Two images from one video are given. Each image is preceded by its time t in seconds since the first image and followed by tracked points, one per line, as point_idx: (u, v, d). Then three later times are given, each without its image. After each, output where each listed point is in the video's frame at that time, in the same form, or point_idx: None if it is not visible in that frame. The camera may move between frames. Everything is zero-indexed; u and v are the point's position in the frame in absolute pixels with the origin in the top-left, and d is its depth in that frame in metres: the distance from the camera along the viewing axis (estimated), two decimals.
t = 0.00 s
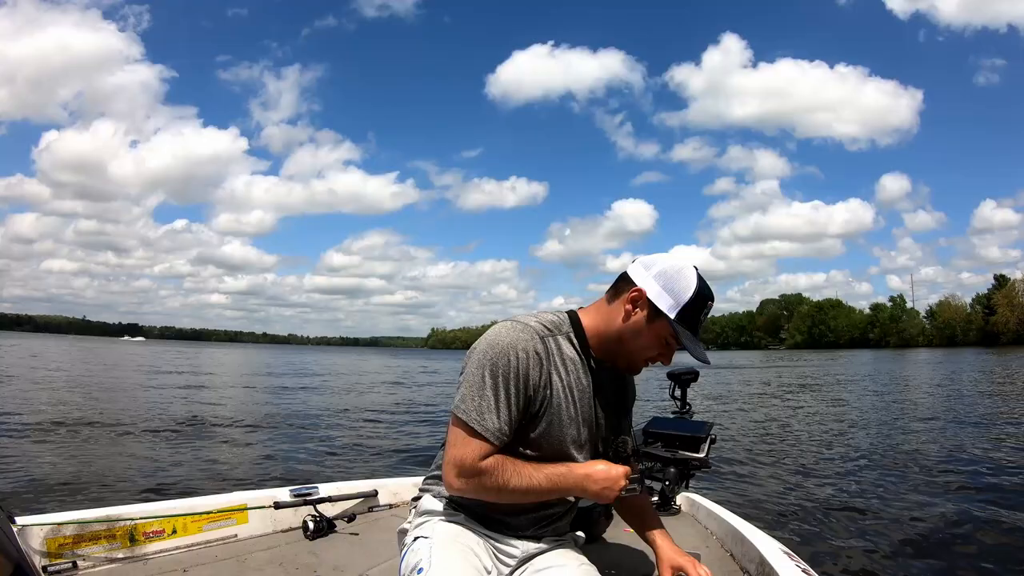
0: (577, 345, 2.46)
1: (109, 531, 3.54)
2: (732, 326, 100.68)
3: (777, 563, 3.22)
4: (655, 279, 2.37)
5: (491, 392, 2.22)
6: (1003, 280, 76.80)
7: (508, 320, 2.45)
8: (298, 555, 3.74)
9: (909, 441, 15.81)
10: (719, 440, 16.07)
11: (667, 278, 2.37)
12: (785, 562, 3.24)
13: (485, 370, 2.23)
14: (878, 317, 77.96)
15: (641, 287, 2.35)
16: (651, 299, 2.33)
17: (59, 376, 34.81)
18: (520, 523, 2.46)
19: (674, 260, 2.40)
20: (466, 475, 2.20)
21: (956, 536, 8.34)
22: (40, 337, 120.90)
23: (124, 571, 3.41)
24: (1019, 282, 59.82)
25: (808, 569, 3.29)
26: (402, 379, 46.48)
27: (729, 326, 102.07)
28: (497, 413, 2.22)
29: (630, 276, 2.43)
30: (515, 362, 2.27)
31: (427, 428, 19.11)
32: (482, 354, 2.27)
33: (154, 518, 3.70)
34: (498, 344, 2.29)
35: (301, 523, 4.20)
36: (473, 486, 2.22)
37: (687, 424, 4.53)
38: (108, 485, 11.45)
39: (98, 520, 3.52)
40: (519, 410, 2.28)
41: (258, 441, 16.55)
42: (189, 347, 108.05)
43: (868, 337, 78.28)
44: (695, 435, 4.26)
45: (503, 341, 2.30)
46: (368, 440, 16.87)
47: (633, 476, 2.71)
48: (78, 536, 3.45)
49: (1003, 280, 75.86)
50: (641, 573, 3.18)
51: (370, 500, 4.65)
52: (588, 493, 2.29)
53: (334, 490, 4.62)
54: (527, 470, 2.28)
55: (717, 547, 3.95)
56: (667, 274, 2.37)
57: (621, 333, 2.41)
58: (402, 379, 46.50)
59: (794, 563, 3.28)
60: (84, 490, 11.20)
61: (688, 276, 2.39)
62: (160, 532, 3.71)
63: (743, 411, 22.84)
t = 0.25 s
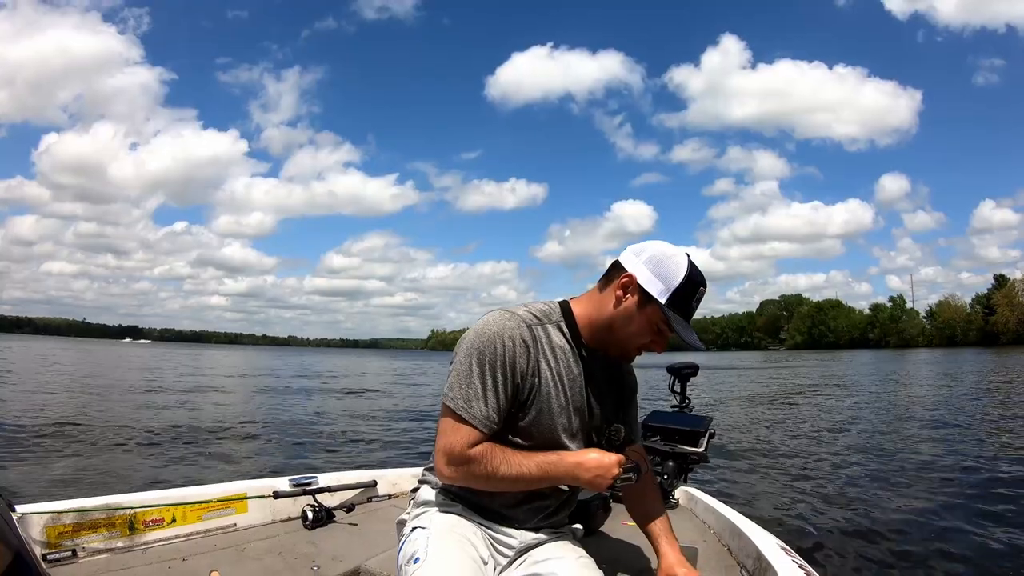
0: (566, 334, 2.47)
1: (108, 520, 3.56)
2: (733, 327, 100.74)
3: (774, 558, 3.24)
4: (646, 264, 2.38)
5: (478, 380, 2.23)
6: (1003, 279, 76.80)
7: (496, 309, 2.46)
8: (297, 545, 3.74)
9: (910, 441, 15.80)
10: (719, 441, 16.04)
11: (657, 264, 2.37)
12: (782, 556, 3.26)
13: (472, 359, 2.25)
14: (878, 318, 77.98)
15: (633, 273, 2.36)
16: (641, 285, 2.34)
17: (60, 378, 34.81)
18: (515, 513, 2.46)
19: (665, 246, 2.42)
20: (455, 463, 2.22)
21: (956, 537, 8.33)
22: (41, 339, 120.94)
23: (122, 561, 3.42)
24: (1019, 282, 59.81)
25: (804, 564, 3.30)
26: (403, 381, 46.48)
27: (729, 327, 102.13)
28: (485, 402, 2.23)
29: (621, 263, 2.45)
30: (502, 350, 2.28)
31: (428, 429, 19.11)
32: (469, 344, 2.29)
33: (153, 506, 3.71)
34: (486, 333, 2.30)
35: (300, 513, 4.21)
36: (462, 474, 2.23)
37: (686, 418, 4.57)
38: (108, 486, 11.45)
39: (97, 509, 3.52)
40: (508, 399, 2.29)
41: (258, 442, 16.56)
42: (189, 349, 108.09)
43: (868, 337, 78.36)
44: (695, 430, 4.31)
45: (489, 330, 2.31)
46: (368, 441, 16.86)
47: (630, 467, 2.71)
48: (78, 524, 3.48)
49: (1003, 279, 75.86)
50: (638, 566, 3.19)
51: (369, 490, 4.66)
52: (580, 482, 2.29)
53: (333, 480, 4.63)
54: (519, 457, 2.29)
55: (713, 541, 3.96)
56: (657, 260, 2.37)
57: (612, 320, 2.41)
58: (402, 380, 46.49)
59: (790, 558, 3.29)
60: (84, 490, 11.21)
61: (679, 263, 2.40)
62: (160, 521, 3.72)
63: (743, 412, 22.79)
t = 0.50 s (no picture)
0: (568, 332, 2.47)
1: (110, 519, 3.55)
2: (732, 329, 100.75)
3: (774, 555, 3.24)
4: (648, 264, 2.38)
5: (479, 379, 2.24)
6: (1002, 279, 76.83)
7: (498, 308, 2.47)
8: (298, 543, 3.74)
9: (911, 442, 15.81)
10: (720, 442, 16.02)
11: (660, 263, 2.38)
12: (783, 553, 3.26)
13: (473, 358, 2.26)
14: (878, 319, 77.97)
15: (635, 272, 2.36)
16: (645, 284, 2.34)
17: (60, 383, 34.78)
18: (517, 512, 2.47)
19: (667, 245, 2.42)
20: (455, 462, 2.23)
21: (958, 537, 8.31)
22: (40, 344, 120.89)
23: (123, 560, 3.41)
24: (1018, 283, 59.78)
25: (805, 562, 3.30)
26: (402, 384, 46.42)
27: (729, 329, 102.12)
28: (485, 401, 2.24)
29: (623, 262, 2.45)
30: (502, 349, 2.29)
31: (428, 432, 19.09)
32: (470, 343, 2.30)
33: (154, 505, 3.70)
34: (487, 333, 2.31)
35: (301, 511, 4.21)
36: (463, 474, 2.24)
37: (687, 415, 4.57)
38: (108, 489, 11.44)
39: (98, 508, 3.52)
40: (509, 398, 2.30)
41: (258, 446, 16.56)
42: (189, 353, 108.07)
43: (868, 338, 78.33)
44: (695, 428, 4.31)
45: (490, 329, 2.32)
46: (368, 444, 16.86)
47: (631, 466, 2.71)
48: (79, 523, 3.47)
49: (1002, 280, 75.87)
50: (640, 563, 3.19)
51: (370, 488, 4.66)
52: (581, 481, 2.29)
53: (334, 478, 4.63)
54: (520, 457, 2.29)
55: (714, 538, 3.96)
56: (661, 259, 2.38)
57: (615, 318, 2.42)
58: (402, 383, 46.43)
59: (791, 555, 3.29)
60: (84, 494, 11.20)
61: (682, 261, 2.40)
62: (161, 520, 3.72)
63: (744, 413, 22.74)
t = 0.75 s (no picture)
0: (570, 338, 2.47)
1: (111, 527, 3.54)
2: (732, 330, 100.80)
3: (777, 556, 3.25)
4: (652, 271, 2.37)
5: (480, 387, 2.25)
6: (1001, 280, 76.92)
7: (499, 314, 2.47)
8: (300, 550, 3.74)
9: (911, 443, 15.84)
10: (720, 444, 16.01)
11: (663, 272, 2.37)
12: (785, 555, 3.27)
13: (474, 365, 2.26)
14: (878, 320, 78.03)
15: (640, 281, 2.35)
16: (649, 293, 2.34)
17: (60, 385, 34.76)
18: (519, 517, 2.47)
19: (670, 251, 2.41)
20: (457, 470, 2.24)
21: (959, 538, 8.32)
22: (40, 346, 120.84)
23: (125, 568, 3.41)
24: (1017, 283, 59.86)
25: (808, 563, 3.30)
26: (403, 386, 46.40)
27: (729, 330, 102.19)
28: (487, 408, 2.24)
29: (626, 268, 2.44)
30: (504, 355, 2.29)
31: (428, 434, 19.08)
32: (471, 350, 2.30)
33: (155, 514, 3.70)
34: (487, 339, 2.31)
35: (303, 518, 4.21)
36: (465, 481, 2.25)
37: (688, 418, 4.57)
38: (110, 492, 11.44)
39: (100, 517, 3.51)
40: (510, 405, 2.31)
41: (259, 448, 16.58)
42: (190, 355, 107.99)
43: (868, 339, 78.37)
44: (696, 430, 4.32)
45: (491, 336, 2.32)
46: (369, 446, 16.86)
47: (633, 472, 2.72)
48: (81, 532, 3.45)
49: (1002, 281, 75.99)
50: (641, 565, 3.21)
51: (371, 495, 4.66)
52: (582, 488, 2.30)
53: (335, 485, 4.63)
54: (521, 464, 2.30)
55: (717, 541, 3.96)
56: (664, 266, 2.37)
57: (617, 325, 2.42)
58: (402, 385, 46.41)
59: (794, 557, 3.29)
60: (85, 497, 11.19)
61: (686, 268, 2.40)
62: (162, 528, 3.71)
63: (744, 415, 22.71)
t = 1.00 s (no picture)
0: (569, 347, 2.47)
1: (111, 536, 3.55)
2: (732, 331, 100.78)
3: (779, 561, 3.25)
4: (654, 284, 2.38)
5: (478, 400, 2.25)
6: (1001, 281, 76.90)
7: (497, 325, 2.47)
8: (300, 559, 3.75)
9: (912, 444, 15.85)
10: (721, 445, 16.01)
11: (665, 284, 2.38)
12: (787, 560, 3.27)
13: (472, 378, 2.27)
14: (877, 320, 78.03)
15: (642, 294, 2.36)
16: (651, 306, 2.35)
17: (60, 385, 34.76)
18: (520, 526, 2.48)
19: (671, 262, 2.41)
20: (456, 483, 2.25)
21: (958, 539, 8.32)
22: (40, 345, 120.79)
23: None
24: (1017, 284, 59.85)
25: (810, 567, 3.31)
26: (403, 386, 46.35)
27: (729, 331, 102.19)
28: (485, 420, 2.25)
29: (627, 280, 2.43)
30: (501, 368, 2.29)
31: (428, 435, 19.08)
32: (469, 362, 2.30)
33: (155, 522, 3.71)
34: (485, 351, 2.32)
35: (303, 526, 4.21)
36: (464, 493, 2.26)
37: (689, 424, 4.59)
38: (110, 493, 11.45)
39: (100, 525, 3.52)
40: (508, 417, 2.31)
41: (259, 448, 16.58)
42: (191, 355, 107.99)
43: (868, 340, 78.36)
44: (697, 436, 4.33)
45: (489, 348, 2.32)
46: (369, 446, 16.86)
47: (630, 478, 2.73)
48: (81, 540, 3.48)
49: (1002, 283, 75.99)
50: (643, 571, 3.21)
51: (371, 502, 4.66)
52: (582, 498, 2.31)
53: (336, 493, 4.63)
54: (521, 475, 2.31)
55: (719, 547, 3.96)
56: (666, 279, 2.37)
57: (619, 337, 2.42)
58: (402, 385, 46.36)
59: (796, 562, 3.29)
60: (85, 497, 11.19)
61: (688, 278, 2.41)
62: (163, 536, 3.72)
63: (745, 416, 22.68)
